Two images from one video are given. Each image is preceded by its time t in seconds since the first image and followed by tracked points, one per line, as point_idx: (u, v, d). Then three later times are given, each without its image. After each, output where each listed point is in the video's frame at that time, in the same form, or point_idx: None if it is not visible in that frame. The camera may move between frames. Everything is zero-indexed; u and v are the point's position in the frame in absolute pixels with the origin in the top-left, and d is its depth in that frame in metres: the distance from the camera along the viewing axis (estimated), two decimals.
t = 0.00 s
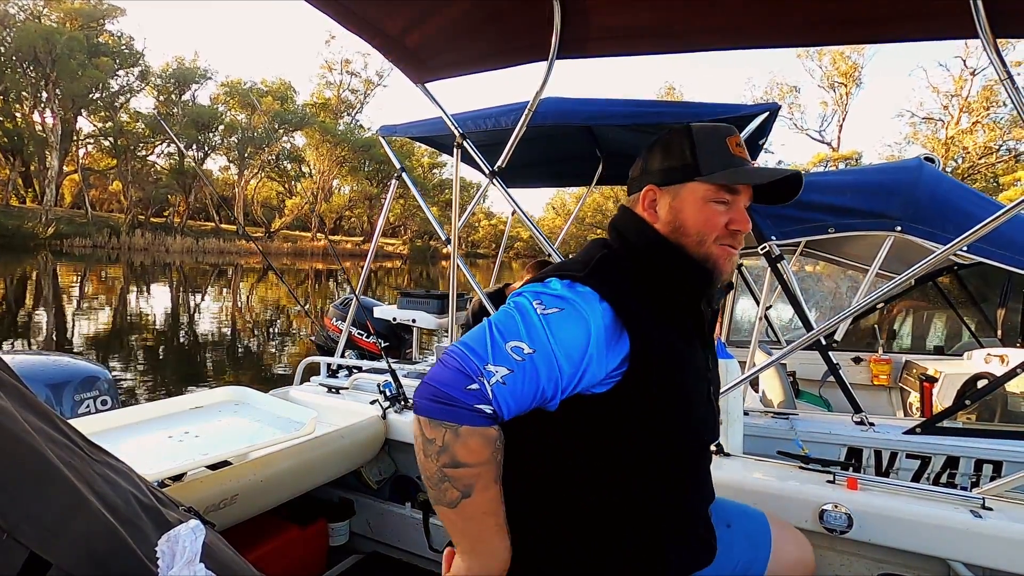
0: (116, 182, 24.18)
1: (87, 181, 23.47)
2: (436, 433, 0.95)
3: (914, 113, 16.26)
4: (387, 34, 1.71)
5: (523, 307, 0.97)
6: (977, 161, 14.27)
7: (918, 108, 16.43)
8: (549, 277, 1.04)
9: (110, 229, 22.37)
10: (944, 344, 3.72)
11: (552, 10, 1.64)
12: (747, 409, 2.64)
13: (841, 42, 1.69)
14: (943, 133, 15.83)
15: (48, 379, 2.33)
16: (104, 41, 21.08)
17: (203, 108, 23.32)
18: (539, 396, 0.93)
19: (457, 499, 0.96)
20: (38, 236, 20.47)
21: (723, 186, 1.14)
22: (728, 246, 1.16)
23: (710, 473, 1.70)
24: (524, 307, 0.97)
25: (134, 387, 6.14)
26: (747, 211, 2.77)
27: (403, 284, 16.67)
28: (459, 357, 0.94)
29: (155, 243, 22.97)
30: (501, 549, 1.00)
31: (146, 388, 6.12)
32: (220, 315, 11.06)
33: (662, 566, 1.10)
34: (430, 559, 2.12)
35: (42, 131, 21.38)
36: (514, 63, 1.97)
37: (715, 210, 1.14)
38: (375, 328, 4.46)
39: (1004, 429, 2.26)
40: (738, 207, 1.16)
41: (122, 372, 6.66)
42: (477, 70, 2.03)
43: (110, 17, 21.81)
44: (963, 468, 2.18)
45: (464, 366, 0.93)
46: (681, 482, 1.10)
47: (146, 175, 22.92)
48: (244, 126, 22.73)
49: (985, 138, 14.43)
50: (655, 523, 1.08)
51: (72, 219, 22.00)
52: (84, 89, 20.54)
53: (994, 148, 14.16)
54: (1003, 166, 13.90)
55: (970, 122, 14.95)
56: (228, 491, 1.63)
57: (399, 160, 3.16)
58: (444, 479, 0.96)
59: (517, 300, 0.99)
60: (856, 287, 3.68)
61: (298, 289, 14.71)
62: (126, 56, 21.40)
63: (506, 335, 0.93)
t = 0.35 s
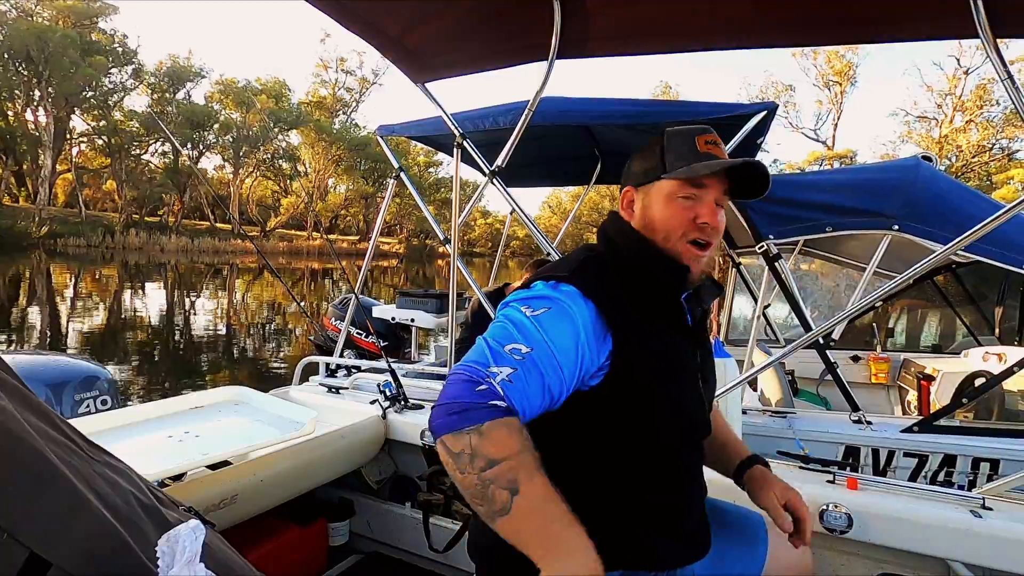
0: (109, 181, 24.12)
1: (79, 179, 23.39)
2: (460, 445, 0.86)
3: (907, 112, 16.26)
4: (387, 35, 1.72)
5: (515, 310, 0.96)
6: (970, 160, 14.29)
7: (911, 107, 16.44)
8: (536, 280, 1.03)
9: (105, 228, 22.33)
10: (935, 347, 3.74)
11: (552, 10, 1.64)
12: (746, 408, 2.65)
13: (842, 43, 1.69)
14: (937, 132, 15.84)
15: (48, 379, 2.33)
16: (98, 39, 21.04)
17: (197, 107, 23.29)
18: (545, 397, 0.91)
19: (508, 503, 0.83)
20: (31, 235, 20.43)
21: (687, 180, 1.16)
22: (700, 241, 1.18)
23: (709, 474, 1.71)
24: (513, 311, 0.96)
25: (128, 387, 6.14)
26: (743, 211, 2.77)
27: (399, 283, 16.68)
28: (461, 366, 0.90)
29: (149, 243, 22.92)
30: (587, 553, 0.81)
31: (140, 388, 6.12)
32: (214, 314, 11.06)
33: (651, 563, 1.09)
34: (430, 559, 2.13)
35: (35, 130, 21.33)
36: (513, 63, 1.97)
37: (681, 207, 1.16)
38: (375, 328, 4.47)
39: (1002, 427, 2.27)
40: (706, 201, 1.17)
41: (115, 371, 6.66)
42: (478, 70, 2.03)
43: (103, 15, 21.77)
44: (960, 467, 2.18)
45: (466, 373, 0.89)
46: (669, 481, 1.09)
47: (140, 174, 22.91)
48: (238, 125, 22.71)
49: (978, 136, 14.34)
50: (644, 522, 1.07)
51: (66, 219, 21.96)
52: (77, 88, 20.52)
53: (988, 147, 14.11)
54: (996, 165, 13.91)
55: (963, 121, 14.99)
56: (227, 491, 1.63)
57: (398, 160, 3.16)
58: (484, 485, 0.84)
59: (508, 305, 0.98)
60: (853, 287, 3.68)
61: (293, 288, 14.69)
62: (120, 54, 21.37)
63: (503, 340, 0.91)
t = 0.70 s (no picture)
0: (104, 179, 24.03)
1: (74, 177, 23.30)
2: (501, 425, 0.81)
3: (902, 108, 16.31)
4: (387, 34, 1.71)
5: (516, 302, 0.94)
6: (964, 157, 14.37)
7: (907, 103, 16.48)
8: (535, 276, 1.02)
9: (100, 225, 22.25)
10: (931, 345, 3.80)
11: (551, 10, 1.64)
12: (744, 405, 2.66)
13: (842, 43, 1.69)
14: (932, 129, 15.90)
15: (47, 379, 2.33)
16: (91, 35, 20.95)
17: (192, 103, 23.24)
18: (567, 369, 0.87)
19: (583, 437, 0.75)
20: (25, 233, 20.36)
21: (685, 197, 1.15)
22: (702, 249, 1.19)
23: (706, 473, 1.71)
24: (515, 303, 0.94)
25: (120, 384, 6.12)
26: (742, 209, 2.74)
27: (395, 280, 16.66)
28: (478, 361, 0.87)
29: (144, 240, 22.84)
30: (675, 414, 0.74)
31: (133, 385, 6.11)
32: (208, 311, 11.01)
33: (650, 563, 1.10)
34: (430, 559, 2.12)
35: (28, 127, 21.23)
36: (513, 63, 1.97)
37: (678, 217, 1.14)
38: (374, 327, 4.47)
39: (1000, 424, 2.29)
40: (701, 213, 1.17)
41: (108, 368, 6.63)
42: (477, 70, 2.03)
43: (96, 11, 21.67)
44: (957, 465, 2.17)
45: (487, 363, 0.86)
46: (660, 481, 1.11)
47: (134, 171, 22.84)
48: (234, 122, 22.66)
49: (973, 133, 14.58)
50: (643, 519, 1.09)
51: (60, 217, 21.86)
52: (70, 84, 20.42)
53: (982, 143, 14.34)
54: (990, 161, 13.98)
55: (958, 118, 15.05)
56: (228, 491, 1.63)
57: (397, 158, 3.15)
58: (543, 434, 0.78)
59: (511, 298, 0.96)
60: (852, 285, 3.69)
61: (288, 285, 14.66)
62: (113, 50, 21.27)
63: (510, 331, 0.88)
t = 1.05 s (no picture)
0: (97, 177, 23.97)
1: (67, 175, 23.23)
2: (653, 523, 0.88)
3: (896, 109, 16.38)
4: (387, 34, 1.71)
5: (616, 350, 0.88)
6: (957, 157, 14.44)
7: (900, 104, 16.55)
8: (598, 296, 0.94)
9: (93, 224, 22.21)
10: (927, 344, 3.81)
11: (552, 9, 1.64)
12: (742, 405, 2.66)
13: (843, 43, 1.69)
14: (925, 129, 15.98)
15: (47, 379, 2.32)
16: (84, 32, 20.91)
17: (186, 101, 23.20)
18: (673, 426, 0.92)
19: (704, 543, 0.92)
20: (18, 231, 20.31)
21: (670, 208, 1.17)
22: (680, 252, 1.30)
23: (706, 472, 1.72)
24: (618, 353, 0.88)
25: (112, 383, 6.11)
26: (741, 210, 2.72)
27: (390, 279, 16.66)
28: (620, 445, 0.84)
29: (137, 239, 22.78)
30: (746, 539, 0.99)
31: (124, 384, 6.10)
32: (202, 310, 11.00)
33: None
34: (430, 559, 2.12)
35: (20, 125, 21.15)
36: (514, 63, 1.97)
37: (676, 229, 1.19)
38: (374, 326, 4.47)
39: (995, 425, 2.27)
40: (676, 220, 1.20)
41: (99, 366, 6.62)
42: (477, 70, 2.03)
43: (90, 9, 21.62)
44: (954, 466, 2.18)
45: (635, 450, 0.85)
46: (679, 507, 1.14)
47: (127, 169, 22.81)
48: (228, 120, 22.63)
49: (965, 134, 14.65)
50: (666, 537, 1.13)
51: (53, 215, 21.80)
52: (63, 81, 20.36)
53: (975, 143, 14.50)
54: (983, 161, 14.04)
55: (951, 118, 15.13)
56: (228, 491, 1.63)
57: (395, 157, 3.15)
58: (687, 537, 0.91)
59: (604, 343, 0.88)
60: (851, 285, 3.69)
61: (282, 284, 14.68)
62: (106, 47, 21.23)
63: (635, 397, 0.86)
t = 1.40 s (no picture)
0: (90, 177, 23.90)
1: (60, 175, 23.17)
2: (674, 530, 0.89)
3: (890, 112, 16.42)
4: (387, 34, 1.71)
5: (621, 354, 0.88)
6: (950, 161, 14.50)
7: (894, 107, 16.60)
8: (595, 298, 0.94)
9: (87, 224, 22.17)
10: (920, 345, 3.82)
11: (552, 9, 1.64)
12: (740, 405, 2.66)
13: (843, 42, 1.69)
14: (919, 133, 16.04)
15: (47, 379, 2.32)
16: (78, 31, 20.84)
17: (181, 101, 23.15)
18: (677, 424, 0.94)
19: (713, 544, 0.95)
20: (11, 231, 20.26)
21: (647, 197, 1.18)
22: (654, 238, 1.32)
23: (704, 471, 1.73)
24: (626, 359, 0.87)
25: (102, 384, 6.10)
26: (739, 211, 2.73)
27: (385, 280, 16.66)
28: (642, 455, 0.85)
29: (132, 239, 22.73)
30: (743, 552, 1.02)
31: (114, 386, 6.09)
32: (194, 312, 10.98)
33: None
34: (430, 559, 2.12)
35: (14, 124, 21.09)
36: (513, 63, 1.97)
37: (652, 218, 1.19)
38: (372, 327, 4.47)
39: (992, 426, 2.26)
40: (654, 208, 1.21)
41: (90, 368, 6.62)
42: (477, 70, 2.03)
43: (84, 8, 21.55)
44: (952, 466, 2.17)
45: (657, 457, 0.86)
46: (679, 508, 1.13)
47: (122, 169, 22.79)
48: (223, 120, 22.60)
49: (959, 137, 14.71)
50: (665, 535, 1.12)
51: (46, 215, 21.74)
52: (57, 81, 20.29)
53: (968, 147, 14.56)
54: (975, 164, 14.10)
55: (944, 122, 15.20)
56: (227, 491, 1.62)
57: (394, 158, 3.15)
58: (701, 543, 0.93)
59: (609, 349, 0.88)
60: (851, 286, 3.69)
61: (278, 285, 14.68)
62: (101, 46, 21.16)
63: (648, 403, 0.87)
